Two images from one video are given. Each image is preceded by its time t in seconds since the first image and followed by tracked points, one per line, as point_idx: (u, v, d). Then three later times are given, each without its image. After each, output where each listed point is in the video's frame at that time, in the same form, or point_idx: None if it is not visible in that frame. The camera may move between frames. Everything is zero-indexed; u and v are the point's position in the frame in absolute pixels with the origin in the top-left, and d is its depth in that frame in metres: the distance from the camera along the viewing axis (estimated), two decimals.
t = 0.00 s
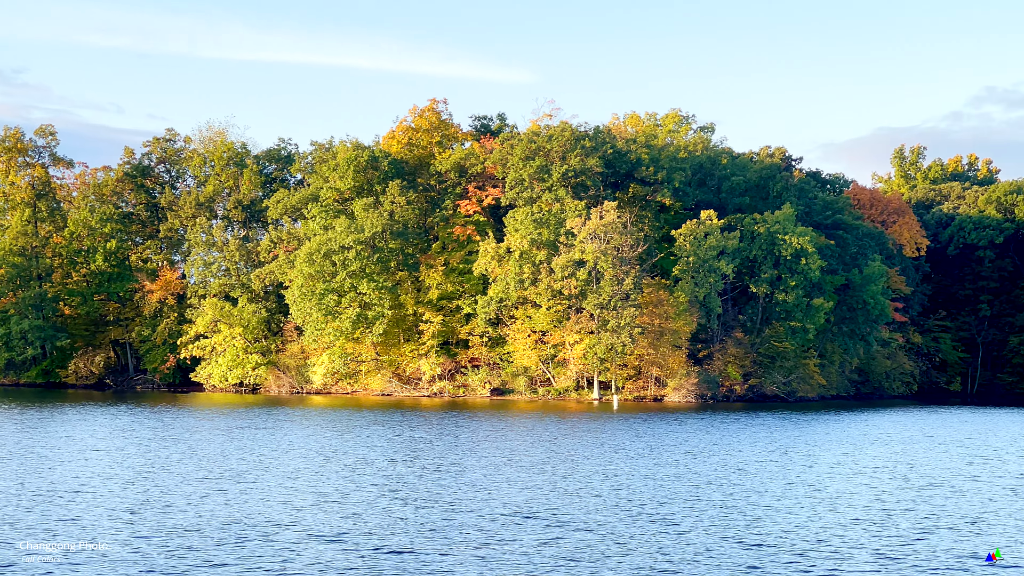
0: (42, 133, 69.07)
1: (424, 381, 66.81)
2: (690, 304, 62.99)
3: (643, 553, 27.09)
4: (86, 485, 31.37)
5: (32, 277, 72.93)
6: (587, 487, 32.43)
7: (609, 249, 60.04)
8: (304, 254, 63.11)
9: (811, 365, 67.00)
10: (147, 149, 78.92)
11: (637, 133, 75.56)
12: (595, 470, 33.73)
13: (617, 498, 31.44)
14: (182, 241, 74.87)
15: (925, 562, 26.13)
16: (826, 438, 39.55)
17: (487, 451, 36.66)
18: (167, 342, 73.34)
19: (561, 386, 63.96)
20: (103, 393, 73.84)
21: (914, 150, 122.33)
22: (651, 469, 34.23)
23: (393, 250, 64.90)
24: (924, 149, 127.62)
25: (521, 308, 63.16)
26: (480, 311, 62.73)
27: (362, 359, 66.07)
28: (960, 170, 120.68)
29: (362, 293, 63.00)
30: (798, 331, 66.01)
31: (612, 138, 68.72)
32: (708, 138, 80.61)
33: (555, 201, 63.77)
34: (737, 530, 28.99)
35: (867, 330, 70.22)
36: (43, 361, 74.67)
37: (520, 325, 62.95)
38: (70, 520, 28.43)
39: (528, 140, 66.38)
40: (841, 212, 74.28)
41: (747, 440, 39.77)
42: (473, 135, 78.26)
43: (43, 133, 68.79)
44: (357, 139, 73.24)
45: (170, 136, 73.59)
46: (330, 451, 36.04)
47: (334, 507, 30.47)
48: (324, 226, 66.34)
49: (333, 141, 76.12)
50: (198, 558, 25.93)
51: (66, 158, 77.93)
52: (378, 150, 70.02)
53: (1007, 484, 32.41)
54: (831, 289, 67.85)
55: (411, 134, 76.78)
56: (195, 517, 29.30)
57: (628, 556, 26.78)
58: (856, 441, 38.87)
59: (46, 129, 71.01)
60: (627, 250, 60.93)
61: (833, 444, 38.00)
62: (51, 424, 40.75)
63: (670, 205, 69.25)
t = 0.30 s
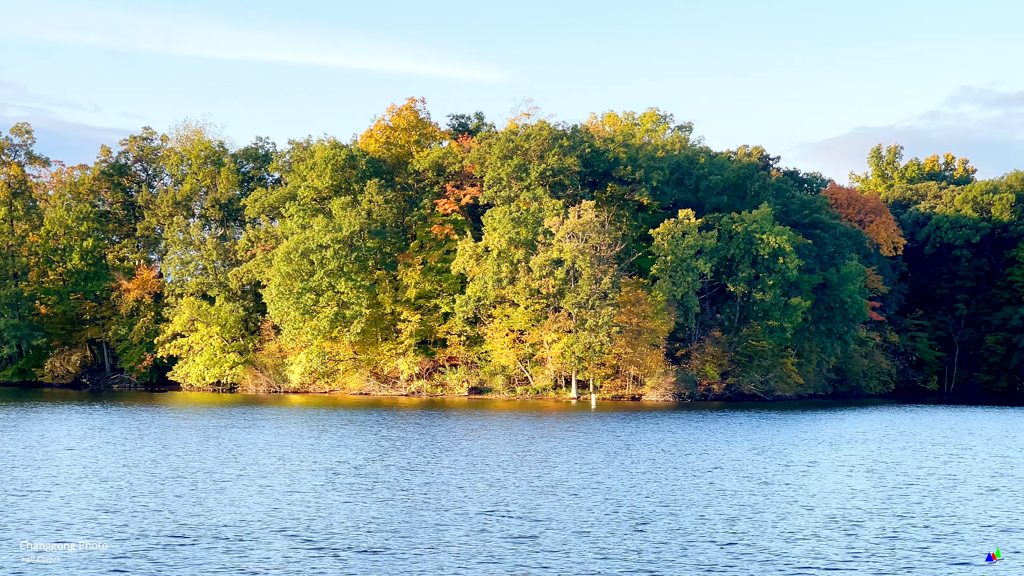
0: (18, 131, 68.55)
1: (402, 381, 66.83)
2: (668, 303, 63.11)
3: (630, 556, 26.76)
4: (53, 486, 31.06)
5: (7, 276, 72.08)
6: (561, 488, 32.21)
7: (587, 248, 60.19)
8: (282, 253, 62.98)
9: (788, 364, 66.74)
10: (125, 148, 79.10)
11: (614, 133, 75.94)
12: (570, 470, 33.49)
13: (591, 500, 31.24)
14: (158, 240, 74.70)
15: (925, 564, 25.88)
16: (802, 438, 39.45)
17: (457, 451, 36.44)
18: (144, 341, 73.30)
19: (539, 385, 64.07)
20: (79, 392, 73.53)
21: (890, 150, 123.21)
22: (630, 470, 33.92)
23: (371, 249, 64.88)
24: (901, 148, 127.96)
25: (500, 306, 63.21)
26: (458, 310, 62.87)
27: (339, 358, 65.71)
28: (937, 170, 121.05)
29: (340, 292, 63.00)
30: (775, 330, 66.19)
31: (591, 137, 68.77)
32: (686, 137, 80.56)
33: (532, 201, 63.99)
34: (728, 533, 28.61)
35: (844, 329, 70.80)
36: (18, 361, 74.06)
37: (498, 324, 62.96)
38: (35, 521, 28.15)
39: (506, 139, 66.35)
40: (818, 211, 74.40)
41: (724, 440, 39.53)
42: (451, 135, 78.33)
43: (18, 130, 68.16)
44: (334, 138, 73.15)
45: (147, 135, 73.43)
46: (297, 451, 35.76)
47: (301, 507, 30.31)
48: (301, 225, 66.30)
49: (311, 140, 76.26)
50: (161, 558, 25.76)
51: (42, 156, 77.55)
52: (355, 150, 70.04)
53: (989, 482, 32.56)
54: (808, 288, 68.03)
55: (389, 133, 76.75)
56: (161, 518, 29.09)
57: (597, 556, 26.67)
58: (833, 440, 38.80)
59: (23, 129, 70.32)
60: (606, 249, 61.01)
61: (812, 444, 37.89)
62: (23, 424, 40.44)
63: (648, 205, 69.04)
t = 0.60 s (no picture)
0: None
1: (381, 380, 66.79)
2: (646, 302, 63.33)
3: (618, 558, 26.53)
4: (19, 487, 30.85)
5: None
6: (536, 488, 32.10)
7: (566, 247, 60.25)
8: (261, 252, 62.91)
9: (767, 363, 67.00)
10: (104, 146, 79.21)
11: (593, 133, 76.18)
12: (546, 470, 33.45)
13: (567, 501, 31.11)
14: (137, 238, 75.76)
15: (927, 566, 25.75)
16: (779, 436, 39.41)
17: (432, 450, 36.35)
18: (122, 341, 73.24)
19: (518, 384, 64.09)
20: (57, 391, 73.23)
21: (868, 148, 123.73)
22: (610, 471, 33.72)
23: (351, 248, 64.84)
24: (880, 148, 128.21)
25: (479, 305, 63.20)
26: (437, 309, 63.07)
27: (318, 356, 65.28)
28: (916, 169, 121.55)
29: (319, 291, 63.21)
30: (755, 329, 66.34)
31: (570, 136, 68.89)
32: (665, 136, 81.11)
33: (512, 199, 63.77)
34: (718, 537, 28.33)
35: (823, 328, 70.68)
36: None
37: (477, 323, 62.82)
38: (0, 522, 27.94)
39: (486, 137, 66.20)
40: (797, 210, 74.94)
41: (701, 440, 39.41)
42: (430, 133, 78.43)
43: None
44: (313, 136, 73.08)
45: (126, 133, 73.51)
46: (268, 450, 35.61)
47: (272, 507, 30.20)
48: (280, 223, 66.55)
49: (290, 138, 76.21)
50: (127, 558, 25.63)
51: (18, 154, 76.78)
52: (335, 148, 69.76)
53: (969, 479, 32.84)
54: (787, 287, 68.23)
55: (368, 131, 76.38)
56: (129, 518, 28.95)
57: (571, 556, 26.61)
58: (810, 439, 38.84)
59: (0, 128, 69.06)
60: (585, 248, 61.49)
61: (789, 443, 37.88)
62: None
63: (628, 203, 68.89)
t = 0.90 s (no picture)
0: None
1: (361, 379, 66.92)
2: (628, 301, 63.46)
3: (601, 559, 26.34)
4: None
5: None
6: (511, 489, 32.02)
7: (547, 246, 60.31)
8: (241, 250, 62.85)
9: (747, 363, 67.64)
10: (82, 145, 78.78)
11: (574, 132, 76.21)
12: (525, 470, 33.45)
13: (545, 501, 31.04)
14: (117, 237, 75.28)
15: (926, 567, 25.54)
16: (755, 436, 39.35)
17: (410, 450, 36.32)
18: (102, 340, 73.09)
19: (499, 383, 64.21)
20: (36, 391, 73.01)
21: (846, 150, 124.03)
22: (588, 472, 33.55)
23: (331, 247, 64.56)
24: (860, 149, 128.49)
25: (460, 304, 63.26)
26: (418, 308, 63.03)
27: (299, 356, 65.75)
28: (897, 169, 121.97)
29: (299, 290, 63.11)
30: (735, 329, 66.41)
31: (551, 135, 68.93)
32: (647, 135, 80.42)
33: (493, 199, 64.16)
34: (702, 537, 28.24)
35: (803, 327, 71.29)
36: None
37: (458, 322, 62.88)
38: None
39: (466, 136, 66.07)
40: (777, 209, 75.23)
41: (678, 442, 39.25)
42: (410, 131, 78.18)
43: None
44: (294, 135, 72.38)
45: (105, 131, 72.98)
46: (239, 450, 35.45)
47: (244, 507, 30.10)
48: (261, 223, 66.43)
49: (270, 137, 75.72)
50: (96, 558, 25.47)
51: None
52: (316, 147, 69.81)
53: (949, 477, 33.02)
54: (768, 286, 68.06)
55: (349, 130, 76.45)
56: (99, 519, 28.76)
57: (546, 556, 26.52)
58: (786, 439, 38.84)
59: None
60: (566, 247, 61.11)
61: (770, 443, 37.91)
62: None
63: (608, 203, 69.01)
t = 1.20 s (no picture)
0: None
1: (343, 377, 67.05)
2: (610, 300, 63.62)
3: (584, 558, 26.21)
4: None
5: None
6: (485, 488, 32.00)
7: (529, 245, 60.51)
8: (224, 249, 62.97)
9: (730, 362, 67.68)
10: (63, 144, 78.50)
11: (557, 131, 76.27)
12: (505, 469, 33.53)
13: (526, 499, 31.12)
14: (98, 236, 75.27)
15: (927, 568, 25.30)
16: (731, 436, 39.26)
17: (389, 449, 36.36)
18: (83, 339, 73.04)
19: (481, 382, 64.26)
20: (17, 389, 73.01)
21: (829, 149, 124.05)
22: (568, 473, 33.43)
23: (313, 246, 64.71)
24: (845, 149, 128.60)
25: (442, 304, 63.28)
26: (400, 307, 63.00)
27: (281, 355, 65.73)
28: (879, 168, 122.67)
29: (282, 289, 63.17)
30: (717, 328, 66.63)
31: (534, 134, 68.89)
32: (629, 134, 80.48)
33: (475, 198, 63.96)
34: (682, 535, 28.27)
35: (786, 327, 71.43)
36: None
37: (440, 321, 62.89)
38: None
39: (449, 135, 65.99)
40: (759, 209, 75.50)
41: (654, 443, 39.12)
42: (393, 131, 78.01)
43: None
44: (276, 134, 71.92)
45: (86, 129, 72.86)
46: (211, 450, 35.42)
47: (215, 505, 30.09)
48: (242, 222, 66.23)
49: (253, 136, 75.35)
50: (64, 557, 25.40)
51: None
52: (297, 145, 69.25)
53: (930, 477, 33.07)
54: (750, 285, 68.46)
55: (332, 129, 75.93)
56: (69, 518, 28.67)
57: (521, 555, 26.50)
58: (769, 438, 38.89)
59: None
60: (548, 246, 61.44)
61: (753, 442, 37.97)
62: None
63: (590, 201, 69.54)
